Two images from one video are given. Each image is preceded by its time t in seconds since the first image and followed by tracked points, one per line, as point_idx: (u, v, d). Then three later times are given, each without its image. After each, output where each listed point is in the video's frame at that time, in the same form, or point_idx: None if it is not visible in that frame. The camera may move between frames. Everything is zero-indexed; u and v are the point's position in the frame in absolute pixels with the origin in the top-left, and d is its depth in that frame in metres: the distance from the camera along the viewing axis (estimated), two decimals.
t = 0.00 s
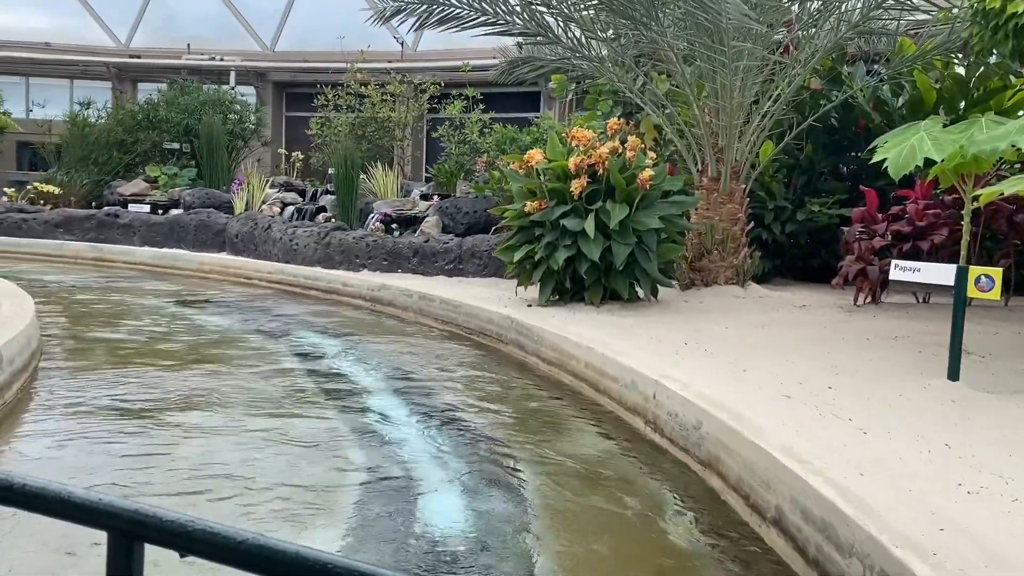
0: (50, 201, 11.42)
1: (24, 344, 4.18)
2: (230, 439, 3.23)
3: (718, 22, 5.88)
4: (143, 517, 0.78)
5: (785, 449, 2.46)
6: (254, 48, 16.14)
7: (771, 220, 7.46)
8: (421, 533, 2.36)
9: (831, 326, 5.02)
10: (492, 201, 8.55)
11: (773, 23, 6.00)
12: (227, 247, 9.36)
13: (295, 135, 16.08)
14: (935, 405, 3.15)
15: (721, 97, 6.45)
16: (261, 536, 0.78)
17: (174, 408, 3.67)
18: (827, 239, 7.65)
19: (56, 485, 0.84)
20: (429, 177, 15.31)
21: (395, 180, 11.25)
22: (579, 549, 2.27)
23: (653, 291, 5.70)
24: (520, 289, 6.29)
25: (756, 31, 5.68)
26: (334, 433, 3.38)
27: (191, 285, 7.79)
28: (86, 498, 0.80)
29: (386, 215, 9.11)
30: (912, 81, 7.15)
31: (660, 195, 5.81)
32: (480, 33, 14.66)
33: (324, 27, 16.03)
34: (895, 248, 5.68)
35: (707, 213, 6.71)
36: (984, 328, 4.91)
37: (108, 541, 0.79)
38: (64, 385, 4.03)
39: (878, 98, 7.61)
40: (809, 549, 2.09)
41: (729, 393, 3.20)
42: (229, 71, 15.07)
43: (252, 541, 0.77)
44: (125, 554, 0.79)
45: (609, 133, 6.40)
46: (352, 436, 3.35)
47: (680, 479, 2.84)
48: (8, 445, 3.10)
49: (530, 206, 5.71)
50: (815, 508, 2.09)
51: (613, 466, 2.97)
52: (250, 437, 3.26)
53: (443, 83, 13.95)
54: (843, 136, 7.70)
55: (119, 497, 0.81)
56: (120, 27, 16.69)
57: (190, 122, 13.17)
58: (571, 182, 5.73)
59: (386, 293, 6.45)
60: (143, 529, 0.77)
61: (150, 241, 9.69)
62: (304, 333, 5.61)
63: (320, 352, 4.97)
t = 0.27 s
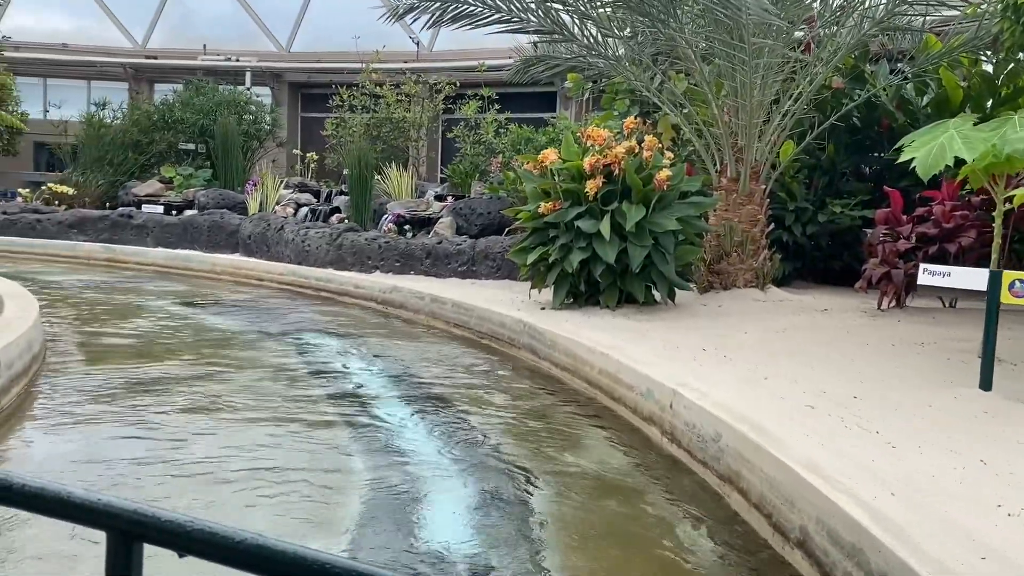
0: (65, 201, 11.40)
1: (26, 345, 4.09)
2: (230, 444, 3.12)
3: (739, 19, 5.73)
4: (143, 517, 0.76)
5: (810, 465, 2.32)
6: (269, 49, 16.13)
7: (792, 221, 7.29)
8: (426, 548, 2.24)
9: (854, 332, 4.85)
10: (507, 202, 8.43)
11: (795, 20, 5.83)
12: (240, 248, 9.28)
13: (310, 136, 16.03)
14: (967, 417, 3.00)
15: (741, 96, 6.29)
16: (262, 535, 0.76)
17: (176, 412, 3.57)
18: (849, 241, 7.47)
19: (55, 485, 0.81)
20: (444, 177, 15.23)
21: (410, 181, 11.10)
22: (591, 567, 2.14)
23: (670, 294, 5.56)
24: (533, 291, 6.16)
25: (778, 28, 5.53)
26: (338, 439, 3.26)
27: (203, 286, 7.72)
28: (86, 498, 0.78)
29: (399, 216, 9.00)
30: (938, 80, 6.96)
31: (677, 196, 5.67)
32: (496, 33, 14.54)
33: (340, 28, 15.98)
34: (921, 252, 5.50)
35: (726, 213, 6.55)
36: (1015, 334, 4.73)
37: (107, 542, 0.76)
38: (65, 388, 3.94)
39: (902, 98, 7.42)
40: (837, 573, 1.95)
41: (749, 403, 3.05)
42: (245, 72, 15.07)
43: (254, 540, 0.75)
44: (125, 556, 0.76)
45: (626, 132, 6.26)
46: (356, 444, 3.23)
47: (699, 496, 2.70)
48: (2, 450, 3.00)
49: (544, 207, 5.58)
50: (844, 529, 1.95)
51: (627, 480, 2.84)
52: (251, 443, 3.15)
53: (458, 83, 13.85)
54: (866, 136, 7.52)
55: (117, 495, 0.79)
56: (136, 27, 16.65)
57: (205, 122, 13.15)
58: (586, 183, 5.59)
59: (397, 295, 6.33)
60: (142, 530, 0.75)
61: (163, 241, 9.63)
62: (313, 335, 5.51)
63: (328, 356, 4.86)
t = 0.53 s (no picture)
0: (81, 202, 11.40)
1: (29, 350, 4.02)
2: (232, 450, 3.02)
3: (760, 16, 5.58)
4: (146, 517, 0.77)
5: (839, 482, 2.19)
6: (286, 49, 16.10)
7: (813, 223, 7.12)
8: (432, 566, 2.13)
9: (880, 337, 4.70)
10: (522, 203, 8.28)
11: (818, 17, 5.68)
12: (253, 250, 9.21)
13: (326, 136, 16.00)
14: (1003, 430, 2.85)
15: (762, 94, 6.13)
16: (262, 535, 0.77)
17: (180, 420, 3.48)
18: (872, 243, 7.30)
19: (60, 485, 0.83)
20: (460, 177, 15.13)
21: (425, 182, 10.97)
22: None
23: (689, 297, 5.42)
24: (549, 294, 6.04)
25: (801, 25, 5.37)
26: (344, 449, 3.15)
27: (215, 288, 7.65)
28: (90, 498, 0.80)
29: (414, 217, 8.90)
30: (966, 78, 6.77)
31: (696, 197, 5.54)
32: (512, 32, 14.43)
33: (357, 28, 15.92)
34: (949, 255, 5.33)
35: (747, 215, 6.39)
36: None
37: (110, 539, 0.78)
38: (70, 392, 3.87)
39: (928, 96, 7.23)
40: None
41: (771, 414, 2.92)
42: (261, 72, 15.04)
43: (253, 539, 0.76)
44: (128, 553, 0.78)
45: (643, 132, 6.12)
46: (362, 454, 3.12)
47: (718, 513, 2.57)
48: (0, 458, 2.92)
49: (559, 208, 5.45)
50: (875, 555, 1.82)
51: (643, 495, 2.71)
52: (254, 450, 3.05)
53: (474, 83, 13.75)
54: (890, 135, 7.34)
55: (122, 499, 0.80)
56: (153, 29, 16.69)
57: (221, 123, 13.12)
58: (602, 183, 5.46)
59: (410, 298, 6.23)
60: (145, 529, 0.77)
61: (177, 242, 9.58)
62: (324, 339, 5.42)
63: (338, 361, 4.76)
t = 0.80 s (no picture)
0: (96, 204, 11.40)
1: (28, 356, 3.93)
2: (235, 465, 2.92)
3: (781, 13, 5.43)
4: (148, 516, 0.75)
5: (871, 503, 2.05)
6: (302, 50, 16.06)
7: (835, 225, 6.94)
8: None
9: (906, 344, 4.53)
10: (538, 204, 8.14)
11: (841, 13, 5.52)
12: (267, 251, 9.14)
13: (342, 138, 15.97)
14: None
15: (783, 93, 5.98)
16: (265, 535, 0.74)
17: (182, 427, 3.39)
18: (896, 246, 7.11)
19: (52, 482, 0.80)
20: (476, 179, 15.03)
21: (440, 183, 10.84)
22: None
23: (708, 302, 5.28)
24: (563, 298, 5.91)
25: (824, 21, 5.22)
26: (350, 463, 3.05)
27: (228, 290, 7.59)
28: (90, 498, 0.77)
29: (429, 219, 8.79)
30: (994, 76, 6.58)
31: (714, 198, 5.41)
32: (528, 32, 14.31)
33: (373, 28, 15.86)
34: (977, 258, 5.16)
35: (767, 216, 6.24)
36: None
37: (112, 541, 0.76)
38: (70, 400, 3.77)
39: (954, 95, 7.04)
40: None
41: (796, 426, 2.78)
42: (277, 73, 15.02)
43: (255, 539, 0.73)
44: (130, 553, 0.76)
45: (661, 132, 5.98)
46: (368, 468, 3.01)
47: (739, 532, 2.44)
48: None
49: (574, 209, 5.33)
50: None
51: (660, 512, 2.58)
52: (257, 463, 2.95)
53: (491, 83, 13.64)
54: (915, 135, 7.15)
55: (123, 498, 0.78)
56: (169, 30, 16.72)
57: (237, 124, 13.09)
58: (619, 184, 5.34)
59: (422, 301, 6.12)
60: (145, 529, 0.75)
61: (191, 244, 9.54)
62: (334, 343, 5.32)
63: (347, 367, 4.66)
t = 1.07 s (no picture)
0: (110, 205, 11.38)
1: (29, 362, 3.82)
2: (235, 473, 2.80)
3: (805, 8, 5.25)
4: (154, 519, 0.79)
5: (907, 527, 1.89)
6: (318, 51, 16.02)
7: (860, 227, 6.74)
8: None
9: (935, 351, 4.35)
10: (553, 205, 8.00)
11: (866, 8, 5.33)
12: (280, 253, 9.05)
13: (357, 139, 15.90)
14: None
15: (806, 90, 5.79)
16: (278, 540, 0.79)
17: (183, 433, 3.28)
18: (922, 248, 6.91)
19: (63, 488, 0.85)
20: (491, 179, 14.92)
21: (455, 184, 10.70)
22: None
23: (728, 306, 5.11)
24: (579, 302, 5.76)
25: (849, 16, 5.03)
26: (354, 471, 2.92)
27: (240, 292, 7.50)
28: (100, 501, 0.82)
29: (443, 221, 8.67)
30: None
31: (735, 198, 5.23)
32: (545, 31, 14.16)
33: (389, 28, 15.77)
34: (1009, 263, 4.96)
35: (789, 218, 6.06)
36: None
37: (124, 541, 0.80)
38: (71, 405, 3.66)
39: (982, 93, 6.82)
40: None
41: (823, 440, 2.62)
42: (293, 74, 14.98)
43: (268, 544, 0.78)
44: (142, 555, 0.80)
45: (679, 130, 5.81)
46: (373, 477, 2.88)
47: (764, 553, 2.29)
48: None
49: (590, 211, 5.20)
50: None
51: (679, 531, 2.44)
52: (257, 471, 2.82)
53: (506, 83, 13.51)
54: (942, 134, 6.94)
55: (134, 502, 0.82)
56: (186, 31, 16.71)
57: (251, 126, 13.04)
58: (636, 185, 5.19)
59: (434, 304, 6.00)
60: (160, 532, 0.79)
61: (204, 246, 9.46)
62: (345, 348, 5.20)
63: (357, 372, 4.54)
